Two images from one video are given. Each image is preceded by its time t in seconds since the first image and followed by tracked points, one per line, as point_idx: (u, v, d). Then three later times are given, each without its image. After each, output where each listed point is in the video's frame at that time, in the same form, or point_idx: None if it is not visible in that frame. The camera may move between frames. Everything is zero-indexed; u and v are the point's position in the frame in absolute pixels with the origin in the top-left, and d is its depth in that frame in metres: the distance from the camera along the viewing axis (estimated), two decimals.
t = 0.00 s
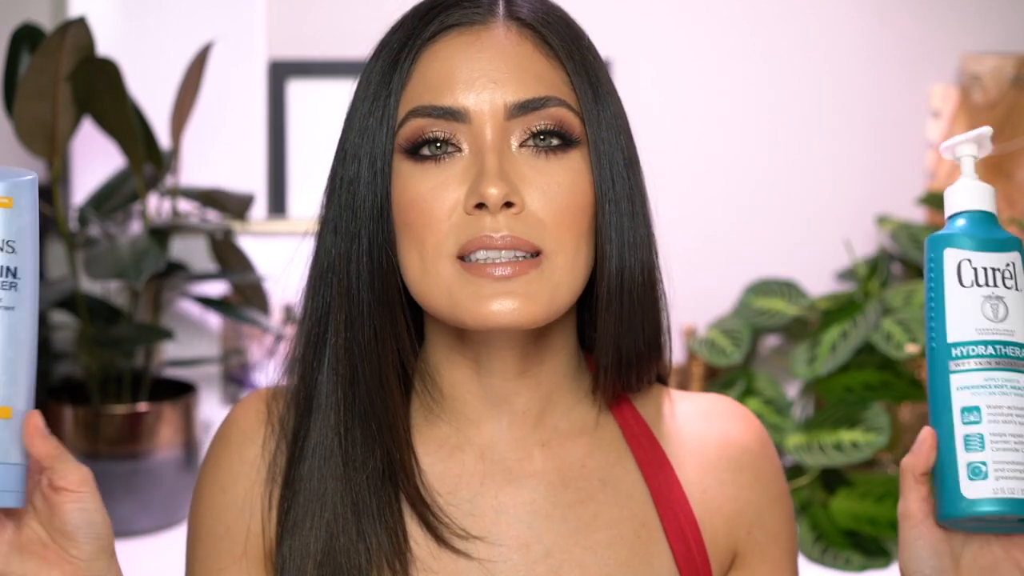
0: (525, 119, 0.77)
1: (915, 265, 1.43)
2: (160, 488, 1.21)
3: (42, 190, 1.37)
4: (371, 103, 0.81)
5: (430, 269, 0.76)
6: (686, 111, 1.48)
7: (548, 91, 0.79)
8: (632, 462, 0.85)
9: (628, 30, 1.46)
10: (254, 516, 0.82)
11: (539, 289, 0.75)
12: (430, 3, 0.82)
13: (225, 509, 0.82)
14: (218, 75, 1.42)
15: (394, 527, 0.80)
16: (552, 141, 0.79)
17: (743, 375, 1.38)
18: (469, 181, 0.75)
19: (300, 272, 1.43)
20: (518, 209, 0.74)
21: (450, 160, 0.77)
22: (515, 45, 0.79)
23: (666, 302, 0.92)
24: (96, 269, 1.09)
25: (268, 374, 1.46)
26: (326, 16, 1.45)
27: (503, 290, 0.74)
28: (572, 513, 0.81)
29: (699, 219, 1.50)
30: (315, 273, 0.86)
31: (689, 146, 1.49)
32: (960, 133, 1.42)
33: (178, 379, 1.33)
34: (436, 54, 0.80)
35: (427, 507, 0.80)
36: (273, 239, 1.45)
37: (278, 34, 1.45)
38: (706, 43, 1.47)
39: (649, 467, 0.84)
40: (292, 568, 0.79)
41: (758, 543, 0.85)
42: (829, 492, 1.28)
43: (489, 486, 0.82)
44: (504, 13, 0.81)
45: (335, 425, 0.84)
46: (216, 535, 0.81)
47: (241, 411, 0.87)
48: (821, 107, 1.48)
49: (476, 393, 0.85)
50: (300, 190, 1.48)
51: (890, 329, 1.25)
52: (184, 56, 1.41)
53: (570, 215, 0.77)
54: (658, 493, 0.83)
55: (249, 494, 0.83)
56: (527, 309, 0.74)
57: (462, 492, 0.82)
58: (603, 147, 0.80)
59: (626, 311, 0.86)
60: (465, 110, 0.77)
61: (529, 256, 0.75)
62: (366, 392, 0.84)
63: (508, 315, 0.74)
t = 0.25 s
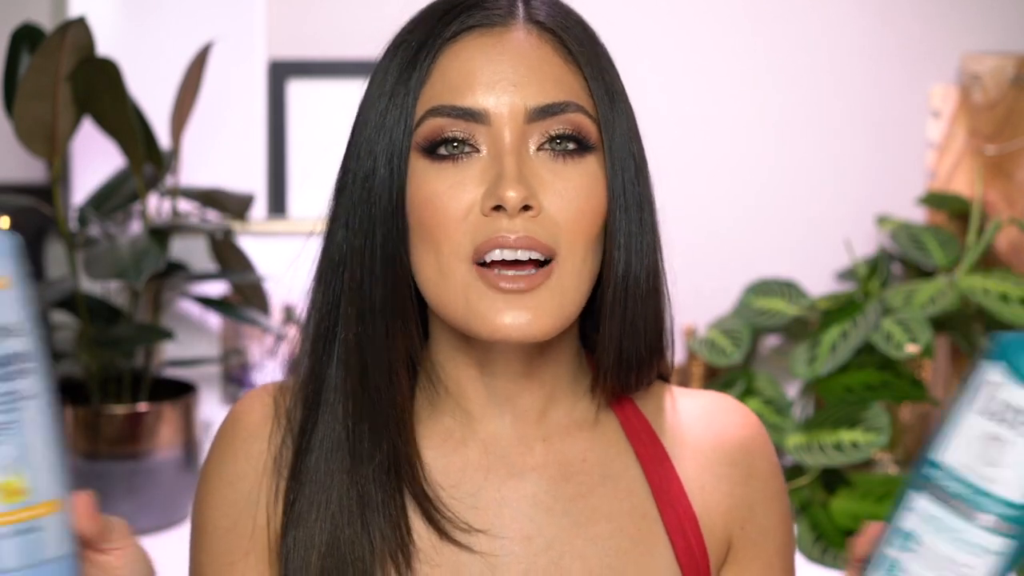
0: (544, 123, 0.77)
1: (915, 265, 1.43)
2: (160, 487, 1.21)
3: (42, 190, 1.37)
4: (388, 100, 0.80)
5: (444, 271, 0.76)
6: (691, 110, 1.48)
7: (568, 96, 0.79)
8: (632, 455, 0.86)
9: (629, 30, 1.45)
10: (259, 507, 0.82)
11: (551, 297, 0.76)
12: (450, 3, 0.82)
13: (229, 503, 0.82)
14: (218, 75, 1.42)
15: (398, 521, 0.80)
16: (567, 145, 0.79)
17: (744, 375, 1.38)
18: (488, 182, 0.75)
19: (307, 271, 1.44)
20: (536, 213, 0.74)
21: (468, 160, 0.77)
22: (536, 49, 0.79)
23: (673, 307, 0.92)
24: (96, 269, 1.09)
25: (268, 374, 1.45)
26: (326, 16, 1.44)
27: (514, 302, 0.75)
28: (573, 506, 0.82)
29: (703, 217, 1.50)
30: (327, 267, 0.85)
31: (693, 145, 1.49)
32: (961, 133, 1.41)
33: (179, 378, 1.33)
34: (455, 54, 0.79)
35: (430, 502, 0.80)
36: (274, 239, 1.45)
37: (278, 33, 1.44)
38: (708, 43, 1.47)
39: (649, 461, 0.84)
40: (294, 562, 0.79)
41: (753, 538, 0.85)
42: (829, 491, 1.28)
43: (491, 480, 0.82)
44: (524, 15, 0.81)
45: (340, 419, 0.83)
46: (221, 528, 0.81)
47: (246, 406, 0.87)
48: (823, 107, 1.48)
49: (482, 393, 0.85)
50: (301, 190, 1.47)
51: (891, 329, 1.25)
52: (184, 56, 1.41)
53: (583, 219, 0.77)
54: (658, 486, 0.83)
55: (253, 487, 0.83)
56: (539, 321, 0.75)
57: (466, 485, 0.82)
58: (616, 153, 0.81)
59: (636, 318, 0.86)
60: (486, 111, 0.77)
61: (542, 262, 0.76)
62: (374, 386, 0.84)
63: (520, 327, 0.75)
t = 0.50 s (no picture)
0: (558, 115, 0.78)
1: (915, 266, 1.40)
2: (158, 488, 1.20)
3: (42, 190, 1.37)
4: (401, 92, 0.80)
5: (452, 255, 0.76)
6: (693, 109, 1.49)
7: (582, 90, 0.79)
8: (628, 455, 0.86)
9: (628, 29, 1.47)
10: (265, 502, 0.82)
11: (558, 282, 0.75)
12: None
13: (234, 497, 0.82)
14: (218, 75, 1.43)
15: (404, 519, 0.80)
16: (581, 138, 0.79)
17: (743, 376, 1.38)
18: (502, 170, 0.75)
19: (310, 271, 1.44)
20: (548, 202, 0.75)
21: (482, 148, 0.77)
22: (552, 43, 0.80)
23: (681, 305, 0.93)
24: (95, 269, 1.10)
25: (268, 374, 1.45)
26: (326, 16, 1.43)
27: (523, 282, 0.74)
28: (571, 506, 0.82)
29: (703, 217, 1.50)
30: (339, 256, 0.84)
31: (694, 145, 1.50)
32: (960, 133, 1.41)
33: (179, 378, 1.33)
34: (471, 45, 0.79)
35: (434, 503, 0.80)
36: (274, 240, 1.44)
37: (278, 34, 1.44)
38: (708, 42, 1.48)
39: (646, 461, 0.84)
40: (299, 558, 0.79)
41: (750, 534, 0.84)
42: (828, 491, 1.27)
43: (490, 480, 0.83)
44: (540, 11, 0.81)
45: (348, 415, 0.83)
46: (224, 522, 0.81)
47: (252, 403, 0.87)
48: (825, 106, 1.48)
49: (483, 388, 0.85)
50: (301, 190, 1.46)
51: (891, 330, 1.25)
52: (184, 56, 1.42)
53: (595, 213, 0.77)
54: (654, 485, 0.83)
55: (258, 482, 0.83)
56: (546, 302, 0.74)
57: (465, 485, 0.82)
58: (629, 153, 0.82)
59: (649, 315, 0.87)
60: (502, 100, 0.77)
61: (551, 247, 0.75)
62: (384, 381, 0.83)
63: (527, 308, 0.74)
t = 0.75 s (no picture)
0: (554, 121, 0.78)
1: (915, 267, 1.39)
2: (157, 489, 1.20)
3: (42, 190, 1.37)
4: (399, 95, 0.80)
5: (447, 260, 0.76)
6: (692, 110, 1.49)
7: (578, 95, 0.79)
8: (628, 455, 0.86)
9: (628, 28, 1.47)
10: (261, 498, 0.82)
11: (554, 287, 0.75)
12: None
13: (229, 492, 0.81)
14: (218, 75, 1.43)
15: (400, 518, 0.80)
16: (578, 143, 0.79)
17: (743, 375, 1.38)
18: (497, 177, 0.75)
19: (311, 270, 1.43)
20: (544, 208, 0.75)
21: (477, 154, 0.77)
22: (549, 46, 0.79)
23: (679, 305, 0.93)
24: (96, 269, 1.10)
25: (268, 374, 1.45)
26: (326, 16, 1.44)
27: (519, 288, 0.74)
28: (570, 506, 0.82)
29: (700, 218, 1.51)
30: (336, 257, 0.85)
31: (694, 145, 1.50)
32: (960, 132, 1.41)
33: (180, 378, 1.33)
34: (469, 49, 0.79)
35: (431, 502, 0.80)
36: (274, 240, 1.44)
37: (278, 34, 1.44)
38: (708, 42, 1.47)
39: (645, 460, 0.84)
40: (294, 554, 0.79)
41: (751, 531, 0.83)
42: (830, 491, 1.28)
43: (489, 480, 0.83)
44: (538, 15, 0.81)
45: (347, 414, 0.83)
46: (218, 517, 0.80)
47: (248, 401, 0.87)
48: (826, 107, 1.48)
49: (480, 390, 0.85)
50: (301, 190, 1.47)
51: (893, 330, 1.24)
52: (184, 56, 1.42)
53: (592, 218, 0.77)
54: (654, 485, 0.83)
55: (255, 478, 0.82)
56: (542, 308, 0.74)
57: (462, 486, 0.82)
58: (628, 155, 0.81)
59: (648, 316, 0.87)
60: (497, 106, 0.77)
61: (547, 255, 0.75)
62: (382, 380, 0.83)
63: (524, 313, 0.74)
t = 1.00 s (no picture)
0: (506, 122, 0.74)
1: (915, 264, 1.42)
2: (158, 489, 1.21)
3: (42, 191, 1.37)
4: (370, 99, 0.80)
5: (403, 266, 0.74)
6: (692, 110, 1.48)
7: (533, 95, 0.75)
8: (623, 457, 0.82)
9: (628, 29, 1.46)
10: (258, 494, 0.81)
11: (505, 294, 0.72)
12: (434, 2, 0.80)
13: (231, 488, 0.81)
14: (218, 75, 1.42)
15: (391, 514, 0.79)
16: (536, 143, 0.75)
17: (743, 375, 1.38)
18: (442, 189, 0.73)
19: (311, 270, 1.44)
20: (487, 218, 0.71)
21: (431, 161, 0.75)
22: (506, 49, 0.76)
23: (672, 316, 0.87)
24: (96, 269, 1.10)
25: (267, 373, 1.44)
26: (326, 16, 1.46)
27: (468, 295, 0.72)
28: (562, 505, 0.79)
29: (698, 220, 1.50)
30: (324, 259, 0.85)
31: (693, 146, 1.49)
32: (960, 132, 1.42)
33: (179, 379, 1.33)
34: (429, 54, 0.77)
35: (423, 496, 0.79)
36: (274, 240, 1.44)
37: (278, 33, 1.46)
38: (709, 42, 1.47)
39: (641, 462, 0.81)
40: (293, 550, 0.78)
41: (747, 541, 0.81)
42: (829, 491, 1.30)
43: (479, 478, 0.80)
44: (504, 17, 0.78)
45: (342, 409, 0.82)
46: (222, 513, 0.81)
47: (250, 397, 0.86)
48: (825, 107, 1.48)
49: (464, 389, 0.83)
50: (301, 190, 1.48)
51: (890, 329, 1.25)
52: (185, 56, 1.41)
53: (542, 223, 0.73)
54: (648, 486, 0.79)
55: (254, 476, 0.82)
56: (490, 316, 0.72)
57: (452, 483, 0.80)
58: (592, 157, 0.76)
59: (616, 327, 0.82)
60: (448, 111, 0.75)
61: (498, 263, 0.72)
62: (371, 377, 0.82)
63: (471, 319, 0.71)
